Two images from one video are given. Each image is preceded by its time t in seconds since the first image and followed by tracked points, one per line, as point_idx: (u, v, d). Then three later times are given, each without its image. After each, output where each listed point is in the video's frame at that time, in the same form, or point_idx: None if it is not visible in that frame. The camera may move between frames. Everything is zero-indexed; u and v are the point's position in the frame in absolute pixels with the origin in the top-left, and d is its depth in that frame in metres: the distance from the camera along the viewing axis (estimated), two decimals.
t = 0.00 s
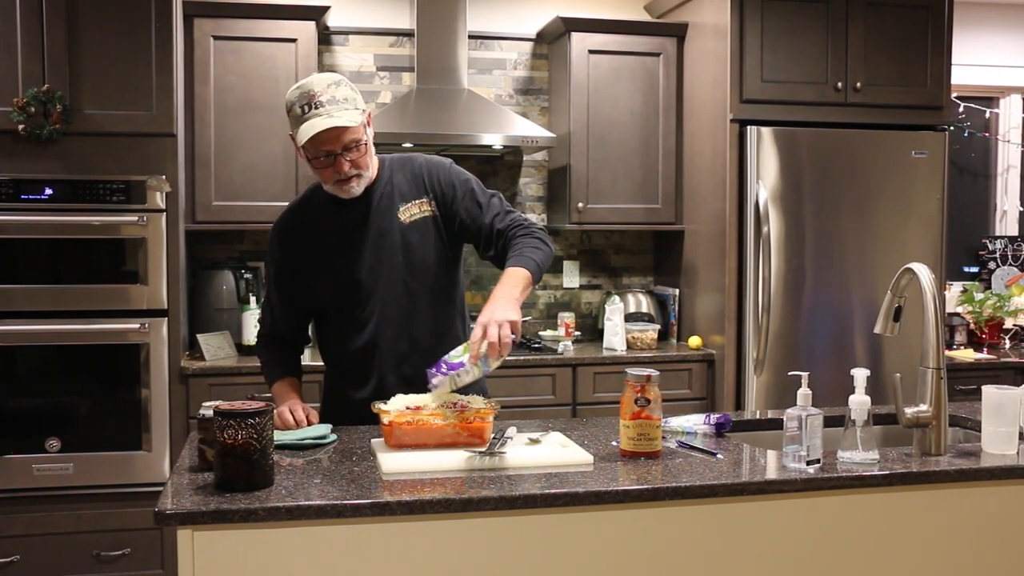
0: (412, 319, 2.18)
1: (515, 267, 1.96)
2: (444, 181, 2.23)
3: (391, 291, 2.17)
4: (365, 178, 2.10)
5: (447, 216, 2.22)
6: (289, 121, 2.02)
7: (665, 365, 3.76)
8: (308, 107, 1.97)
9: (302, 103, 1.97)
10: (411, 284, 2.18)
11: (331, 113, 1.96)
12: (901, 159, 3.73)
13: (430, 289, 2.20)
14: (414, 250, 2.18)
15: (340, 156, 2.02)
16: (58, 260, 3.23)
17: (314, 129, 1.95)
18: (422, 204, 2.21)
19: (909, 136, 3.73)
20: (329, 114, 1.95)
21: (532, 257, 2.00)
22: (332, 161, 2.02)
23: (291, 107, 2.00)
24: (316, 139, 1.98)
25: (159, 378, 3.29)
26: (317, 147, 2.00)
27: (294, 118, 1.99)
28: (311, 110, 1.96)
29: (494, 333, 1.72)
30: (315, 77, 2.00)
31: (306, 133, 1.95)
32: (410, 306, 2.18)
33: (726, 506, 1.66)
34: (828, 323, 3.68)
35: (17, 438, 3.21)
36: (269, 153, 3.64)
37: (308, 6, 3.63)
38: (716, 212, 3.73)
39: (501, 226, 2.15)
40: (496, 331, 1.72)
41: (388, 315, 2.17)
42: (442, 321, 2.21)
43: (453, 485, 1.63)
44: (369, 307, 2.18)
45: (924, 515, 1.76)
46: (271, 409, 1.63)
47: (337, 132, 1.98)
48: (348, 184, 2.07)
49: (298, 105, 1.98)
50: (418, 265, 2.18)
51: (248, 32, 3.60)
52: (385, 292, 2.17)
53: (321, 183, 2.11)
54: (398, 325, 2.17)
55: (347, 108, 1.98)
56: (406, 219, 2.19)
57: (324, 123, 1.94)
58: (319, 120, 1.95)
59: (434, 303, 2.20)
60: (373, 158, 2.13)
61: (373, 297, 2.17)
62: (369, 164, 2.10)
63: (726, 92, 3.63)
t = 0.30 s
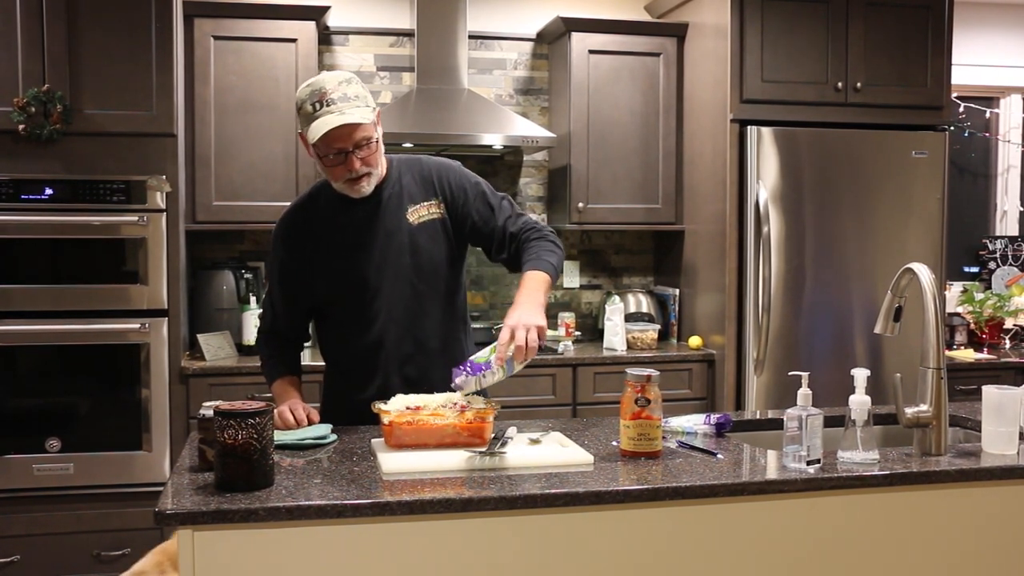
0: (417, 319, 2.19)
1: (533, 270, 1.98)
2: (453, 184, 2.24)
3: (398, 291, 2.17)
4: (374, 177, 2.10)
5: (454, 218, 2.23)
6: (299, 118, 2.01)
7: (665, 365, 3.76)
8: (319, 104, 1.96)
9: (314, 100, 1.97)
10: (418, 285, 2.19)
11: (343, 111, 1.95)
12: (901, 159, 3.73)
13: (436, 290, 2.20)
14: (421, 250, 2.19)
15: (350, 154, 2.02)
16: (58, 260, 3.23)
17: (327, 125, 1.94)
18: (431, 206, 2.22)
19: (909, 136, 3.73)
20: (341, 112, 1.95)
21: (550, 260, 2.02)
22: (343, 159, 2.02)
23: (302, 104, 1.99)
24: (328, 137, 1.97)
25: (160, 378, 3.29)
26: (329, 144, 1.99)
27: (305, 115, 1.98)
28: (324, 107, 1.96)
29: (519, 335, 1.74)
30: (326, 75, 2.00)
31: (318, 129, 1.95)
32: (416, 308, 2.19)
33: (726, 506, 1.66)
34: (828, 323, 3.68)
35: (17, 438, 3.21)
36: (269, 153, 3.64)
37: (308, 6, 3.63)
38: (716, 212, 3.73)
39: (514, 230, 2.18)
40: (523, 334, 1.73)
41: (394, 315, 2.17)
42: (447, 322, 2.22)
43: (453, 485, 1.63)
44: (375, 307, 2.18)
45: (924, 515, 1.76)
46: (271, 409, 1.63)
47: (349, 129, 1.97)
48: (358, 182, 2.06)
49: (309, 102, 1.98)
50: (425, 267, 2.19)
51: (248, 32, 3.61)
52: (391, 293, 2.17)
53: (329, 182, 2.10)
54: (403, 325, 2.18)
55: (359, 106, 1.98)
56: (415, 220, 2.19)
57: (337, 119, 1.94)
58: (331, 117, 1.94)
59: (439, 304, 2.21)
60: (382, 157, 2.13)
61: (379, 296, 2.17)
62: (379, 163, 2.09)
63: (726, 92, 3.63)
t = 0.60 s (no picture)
0: (419, 330, 2.21)
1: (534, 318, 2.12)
2: (477, 205, 2.27)
3: (405, 299, 2.20)
4: (403, 173, 2.12)
5: (469, 238, 2.26)
6: (332, 109, 2.01)
7: (665, 365, 3.76)
8: (354, 99, 1.96)
9: (348, 94, 1.97)
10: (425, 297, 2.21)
11: (378, 107, 1.96)
12: (901, 159, 3.73)
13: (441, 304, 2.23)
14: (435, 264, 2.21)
15: (382, 150, 2.03)
16: (59, 260, 3.23)
17: (362, 122, 1.95)
18: (451, 222, 2.23)
19: (909, 136, 3.73)
20: (376, 109, 1.95)
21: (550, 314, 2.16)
22: (374, 155, 2.04)
23: (336, 97, 1.98)
24: (360, 133, 1.99)
25: (160, 378, 3.29)
26: (362, 139, 2.00)
27: (339, 108, 1.98)
28: (358, 102, 1.96)
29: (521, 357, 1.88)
30: (361, 69, 1.99)
31: (352, 126, 1.95)
32: (419, 319, 2.21)
33: (726, 506, 1.66)
34: (829, 323, 3.67)
35: (17, 438, 3.22)
36: (269, 153, 3.64)
37: (308, 6, 3.63)
38: (716, 211, 3.73)
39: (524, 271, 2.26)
40: (523, 359, 1.87)
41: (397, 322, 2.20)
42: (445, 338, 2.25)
43: (453, 485, 1.63)
44: (380, 309, 2.19)
45: (924, 515, 1.76)
46: (271, 409, 1.62)
47: (382, 126, 1.98)
48: (387, 179, 2.09)
49: (343, 97, 1.98)
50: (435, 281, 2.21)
51: (248, 32, 3.60)
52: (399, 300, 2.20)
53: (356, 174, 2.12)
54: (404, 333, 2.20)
55: (393, 103, 1.98)
56: (434, 232, 2.21)
57: (372, 116, 1.94)
58: (366, 113, 1.95)
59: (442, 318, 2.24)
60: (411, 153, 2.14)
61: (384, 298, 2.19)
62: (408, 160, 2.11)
63: (726, 93, 3.63)
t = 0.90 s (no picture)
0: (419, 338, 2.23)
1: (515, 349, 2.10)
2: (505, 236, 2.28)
3: (413, 306, 2.22)
4: (446, 187, 2.15)
5: (486, 265, 2.26)
6: (387, 114, 2.06)
7: (665, 365, 3.76)
8: (410, 105, 2.01)
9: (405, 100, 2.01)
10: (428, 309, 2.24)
11: (432, 116, 2.00)
12: (901, 159, 3.73)
13: (445, 319, 2.25)
14: (449, 280, 2.23)
15: (430, 159, 2.07)
16: (58, 260, 3.23)
17: (415, 128, 1.99)
18: (473, 245, 2.24)
19: (909, 136, 3.73)
20: (429, 117, 2.00)
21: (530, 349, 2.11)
22: (421, 163, 2.08)
23: (392, 102, 2.03)
24: (411, 139, 2.03)
25: (160, 378, 3.29)
26: (412, 145, 2.04)
27: (393, 113, 2.03)
28: (414, 109, 2.00)
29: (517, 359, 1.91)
30: (422, 79, 2.05)
31: (404, 130, 2.00)
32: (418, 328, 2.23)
33: (726, 506, 1.66)
34: (829, 323, 3.68)
35: (18, 438, 3.22)
36: (269, 153, 3.64)
37: (308, 6, 3.63)
38: (716, 211, 3.73)
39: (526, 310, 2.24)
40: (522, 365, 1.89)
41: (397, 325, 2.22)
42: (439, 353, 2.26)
43: (453, 485, 1.63)
44: (387, 310, 2.21)
45: (924, 515, 1.76)
46: (271, 409, 1.62)
47: (433, 136, 2.02)
48: (429, 188, 2.12)
49: (400, 102, 2.03)
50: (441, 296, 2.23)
51: (248, 32, 3.60)
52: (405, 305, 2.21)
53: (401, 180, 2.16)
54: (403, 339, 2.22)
55: (448, 115, 2.02)
56: (457, 250, 2.22)
57: (425, 124, 1.98)
58: (420, 120, 1.99)
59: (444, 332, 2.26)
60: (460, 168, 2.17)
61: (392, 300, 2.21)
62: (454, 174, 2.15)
63: (726, 93, 3.63)
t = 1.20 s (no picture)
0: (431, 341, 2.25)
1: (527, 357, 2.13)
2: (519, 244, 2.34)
3: (428, 308, 2.23)
4: (466, 195, 2.18)
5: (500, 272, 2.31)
6: (414, 118, 2.11)
7: (665, 365, 3.76)
8: (438, 108, 2.06)
9: (433, 103, 2.07)
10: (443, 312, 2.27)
11: (457, 120, 2.05)
12: (901, 160, 3.73)
13: (456, 323, 2.29)
14: (464, 284, 2.26)
15: (453, 164, 2.11)
16: (58, 260, 3.23)
17: (442, 131, 2.04)
18: (489, 252, 2.28)
19: (909, 136, 3.73)
20: (455, 121, 2.04)
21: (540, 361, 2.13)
22: (444, 167, 2.12)
23: (421, 105, 2.08)
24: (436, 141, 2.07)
25: (160, 378, 3.29)
26: (438, 148, 2.09)
27: (421, 115, 2.08)
28: (441, 113, 2.05)
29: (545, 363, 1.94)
30: (451, 85, 2.11)
31: (430, 131, 2.04)
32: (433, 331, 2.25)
33: (726, 506, 1.66)
34: (828, 323, 3.68)
35: (17, 438, 3.22)
36: (269, 153, 3.64)
37: (307, 6, 3.63)
38: (716, 211, 3.73)
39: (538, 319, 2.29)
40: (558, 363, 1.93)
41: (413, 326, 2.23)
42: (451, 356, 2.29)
43: (453, 485, 1.63)
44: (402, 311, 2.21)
45: (924, 515, 1.76)
46: (271, 408, 1.62)
47: (458, 140, 2.07)
48: (450, 193, 2.15)
49: (428, 104, 2.08)
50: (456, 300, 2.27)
51: (248, 32, 3.60)
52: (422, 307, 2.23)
53: (422, 185, 2.20)
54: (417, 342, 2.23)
55: (473, 121, 2.07)
56: (473, 256, 2.26)
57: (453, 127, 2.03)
58: (445, 123, 2.04)
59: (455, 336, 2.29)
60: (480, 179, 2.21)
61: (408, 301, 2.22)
62: (475, 183, 2.18)
63: (726, 93, 3.63)
